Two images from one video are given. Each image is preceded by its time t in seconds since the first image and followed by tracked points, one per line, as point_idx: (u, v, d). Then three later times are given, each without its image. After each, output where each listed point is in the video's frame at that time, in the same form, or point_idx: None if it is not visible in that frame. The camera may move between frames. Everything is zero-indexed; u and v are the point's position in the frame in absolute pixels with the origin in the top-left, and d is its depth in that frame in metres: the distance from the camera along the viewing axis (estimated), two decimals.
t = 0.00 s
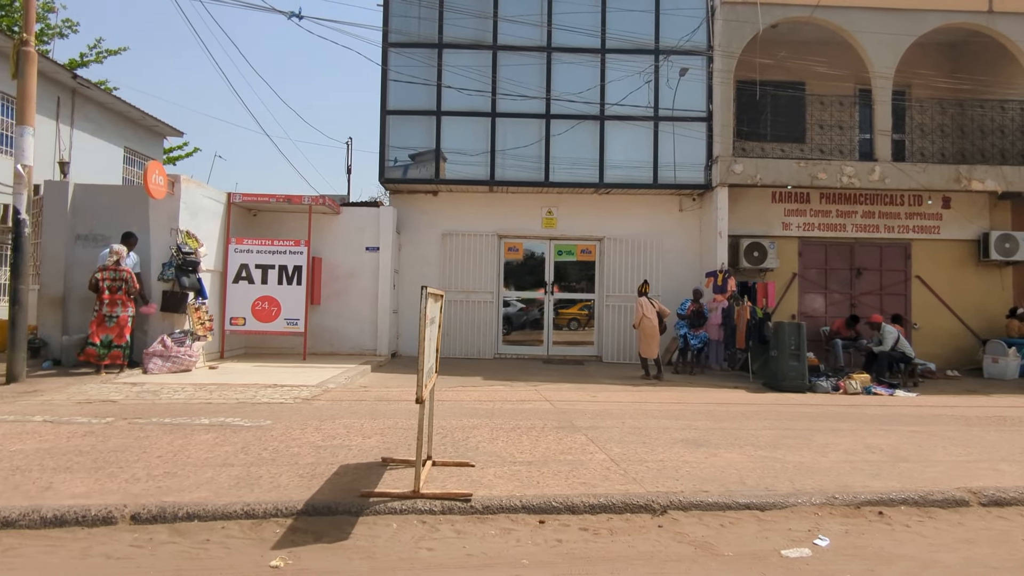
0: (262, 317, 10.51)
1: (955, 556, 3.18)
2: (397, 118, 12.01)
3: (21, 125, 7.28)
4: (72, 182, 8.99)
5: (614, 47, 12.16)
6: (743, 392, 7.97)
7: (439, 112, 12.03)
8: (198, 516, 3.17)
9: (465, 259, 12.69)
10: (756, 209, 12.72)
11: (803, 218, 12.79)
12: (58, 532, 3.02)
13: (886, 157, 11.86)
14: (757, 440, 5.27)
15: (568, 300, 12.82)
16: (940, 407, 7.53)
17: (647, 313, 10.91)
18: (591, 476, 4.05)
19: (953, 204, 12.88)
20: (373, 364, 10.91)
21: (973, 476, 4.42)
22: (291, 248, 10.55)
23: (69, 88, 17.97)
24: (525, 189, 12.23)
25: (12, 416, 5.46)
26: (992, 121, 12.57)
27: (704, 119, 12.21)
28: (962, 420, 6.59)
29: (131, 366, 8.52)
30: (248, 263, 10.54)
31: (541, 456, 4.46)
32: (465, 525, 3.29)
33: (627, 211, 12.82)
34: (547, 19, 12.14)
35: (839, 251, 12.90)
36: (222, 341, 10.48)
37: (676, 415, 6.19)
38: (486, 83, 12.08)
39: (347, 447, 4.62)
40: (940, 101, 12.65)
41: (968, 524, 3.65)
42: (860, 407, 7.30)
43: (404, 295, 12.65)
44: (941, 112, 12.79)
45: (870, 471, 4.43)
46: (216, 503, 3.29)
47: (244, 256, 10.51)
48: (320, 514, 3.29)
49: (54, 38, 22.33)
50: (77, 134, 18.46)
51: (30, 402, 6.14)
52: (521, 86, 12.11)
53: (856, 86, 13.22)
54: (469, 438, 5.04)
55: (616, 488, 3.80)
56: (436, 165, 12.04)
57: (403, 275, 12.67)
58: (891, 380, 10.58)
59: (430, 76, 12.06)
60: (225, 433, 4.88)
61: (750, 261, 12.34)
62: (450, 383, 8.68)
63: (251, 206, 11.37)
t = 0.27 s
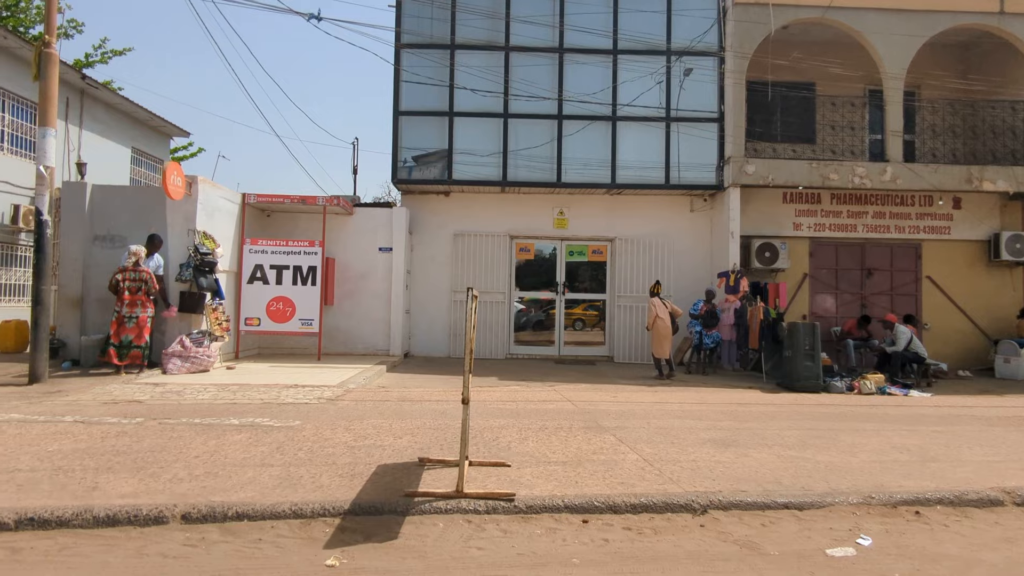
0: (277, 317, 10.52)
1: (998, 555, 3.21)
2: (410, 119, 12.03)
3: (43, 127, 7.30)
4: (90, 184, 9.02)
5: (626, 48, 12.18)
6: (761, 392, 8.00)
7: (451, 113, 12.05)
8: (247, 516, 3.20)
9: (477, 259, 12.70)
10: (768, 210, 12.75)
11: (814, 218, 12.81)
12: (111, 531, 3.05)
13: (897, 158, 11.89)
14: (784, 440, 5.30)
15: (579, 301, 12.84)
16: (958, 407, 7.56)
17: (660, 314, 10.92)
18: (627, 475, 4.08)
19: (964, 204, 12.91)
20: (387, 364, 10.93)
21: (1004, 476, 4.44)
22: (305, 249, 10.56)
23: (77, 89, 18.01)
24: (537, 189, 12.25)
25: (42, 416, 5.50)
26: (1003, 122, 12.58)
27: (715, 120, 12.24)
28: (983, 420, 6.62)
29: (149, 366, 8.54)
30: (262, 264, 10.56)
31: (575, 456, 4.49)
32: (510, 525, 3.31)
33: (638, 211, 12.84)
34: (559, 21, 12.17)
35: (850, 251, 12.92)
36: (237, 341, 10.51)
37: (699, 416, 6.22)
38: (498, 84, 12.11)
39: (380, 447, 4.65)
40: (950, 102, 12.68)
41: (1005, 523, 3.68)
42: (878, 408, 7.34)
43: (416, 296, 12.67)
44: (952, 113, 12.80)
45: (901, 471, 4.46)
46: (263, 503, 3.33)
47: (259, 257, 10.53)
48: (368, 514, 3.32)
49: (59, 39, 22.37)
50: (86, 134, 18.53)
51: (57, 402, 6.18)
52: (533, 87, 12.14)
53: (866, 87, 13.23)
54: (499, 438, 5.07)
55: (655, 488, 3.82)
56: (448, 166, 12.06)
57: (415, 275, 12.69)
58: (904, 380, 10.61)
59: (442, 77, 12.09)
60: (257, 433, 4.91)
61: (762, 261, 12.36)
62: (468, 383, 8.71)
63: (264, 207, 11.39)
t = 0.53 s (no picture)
0: (292, 318, 10.54)
1: None
2: (422, 120, 12.05)
3: (64, 128, 7.32)
4: (108, 185, 9.05)
5: (637, 49, 12.21)
6: (778, 393, 8.03)
7: (464, 113, 12.08)
8: (295, 515, 3.22)
9: (488, 260, 12.72)
10: (779, 210, 12.77)
11: (825, 219, 12.83)
12: (163, 530, 3.08)
13: (908, 159, 11.91)
14: (810, 440, 5.32)
15: (590, 301, 12.87)
16: (976, 407, 7.59)
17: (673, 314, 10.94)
18: (662, 475, 4.11)
19: (974, 205, 12.93)
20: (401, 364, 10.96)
21: None
22: (319, 249, 10.57)
23: (85, 90, 18.03)
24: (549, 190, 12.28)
25: (71, 416, 5.53)
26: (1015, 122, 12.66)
27: (727, 121, 12.27)
28: (1003, 420, 6.65)
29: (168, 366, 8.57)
30: (277, 265, 10.57)
31: (607, 456, 4.51)
32: (555, 524, 3.34)
33: (649, 212, 12.86)
34: (571, 22, 12.19)
35: (861, 252, 12.95)
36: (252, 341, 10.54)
37: (722, 416, 6.24)
38: (510, 85, 12.14)
39: (412, 447, 4.68)
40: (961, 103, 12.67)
41: None
42: (897, 408, 7.37)
43: (428, 296, 12.69)
44: (964, 113, 12.79)
45: (932, 471, 4.49)
46: (310, 502, 3.35)
47: (273, 257, 10.54)
48: (413, 513, 3.35)
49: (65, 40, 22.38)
50: (95, 135, 18.56)
51: (83, 402, 6.21)
52: (545, 88, 12.17)
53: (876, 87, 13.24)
54: (528, 438, 5.10)
55: (692, 487, 3.85)
56: (461, 167, 12.09)
57: (427, 276, 12.71)
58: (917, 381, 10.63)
59: (454, 78, 12.11)
60: (288, 433, 4.94)
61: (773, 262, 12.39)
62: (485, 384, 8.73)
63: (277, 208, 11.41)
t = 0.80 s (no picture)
0: (306, 318, 10.55)
1: None
2: (434, 120, 12.08)
3: (86, 129, 7.34)
4: (125, 186, 9.07)
5: (649, 50, 12.23)
6: (795, 394, 8.06)
7: (476, 114, 12.10)
8: (342, 515, 3.25)
9: (499, 260, 12.75)
10: (789, 210, 12.80)
11: (836, 219, 12.86)
12: (213, 530, 3.10)
13: (920, 159, 11.92)
14: (836, 439, 5.36)
15: (601, 302, 12.91)
16: (994, 407, 7.61)
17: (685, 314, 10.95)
18: (697, 475, 4.13)
19: (984, 205, 12.97)
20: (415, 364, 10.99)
21: None
22: (334, 249, 10.59)
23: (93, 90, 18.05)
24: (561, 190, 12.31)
25: (100, 416, 5.56)
26: None
27: (738, 121, 12.30)
28: None
29: (187, 367, 8.59)
30: (291, 265, 10.58)
31: (639, 456, 4.54)
32: (598, 523, 3.37)
33: (660, 213, 12.89)
34: (583, 23, 12.22)
35: (871, 252, 12.97)
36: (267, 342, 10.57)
37: (744, 415, 6.28)
38: (523, 86, 12.17)
39: (443, 447, 4.70)
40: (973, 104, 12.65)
41: None
42: (915, 408, 7.40)
43: (439, 296, 12.70)
44: (975, 114, 12.78)
45: (962, 470, 4.52)
46: (355, 502, 3.37)
47: (288, 258, 10.56)
48: (458, 512, 3.37)
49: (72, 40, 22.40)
50: (103, 135, 18.60)
51: (109, 402, 6.24)
52: (557, 88, 12.19)
53: (886, 88, 13.28)
54: (556, 438, 5.13)
55: (729, 487, 3.88)
56: (473, 168, 12.12)
57: (438, 276, 12.74)
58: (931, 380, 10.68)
59: (467, 79, 12.14)
60: (319, 433, 4.97)
61: (785, 262, 12.41)
62: (501, 383, 8.76)
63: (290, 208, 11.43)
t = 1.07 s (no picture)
0: (320, 318, 10.57)
1: None
2: (447, 121, 12.10)
3: (107, 130, 7.36)
4: (142, 187, 9.10)
5: (661, 51, 12.26)
6: (812, 394, 8.09)
7: (488, 115, 12.13)
8: (388, 514, 3.28)
9: (511, 260, 12.77)
10: (800, 211, 12.81)
11: (846, 219, 12.87)
12: (263, 529, 3.13)
13: (931, 160, 11.94)
14: (861, 439, 5.38)
15: (611, 302, 12.94)
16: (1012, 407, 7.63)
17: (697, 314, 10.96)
18: (731, 475, 4.16)
19: (995, 206, 12.99)
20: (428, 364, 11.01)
21: None
22: (348, 250, 10.61)
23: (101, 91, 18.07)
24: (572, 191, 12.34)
25: (129, 417, 5.58)
26: None
27: (749, 122, 12.32)
28: None
29: (205, 367, 8.62)
30: (305, 266, 10.59)
31: (670, 456, 4.57)
32: (640, 523, 3.40)
33: (671, 213, 12.91)
34: (594, 25, 12.25)
35: (881, 253, 12.99)
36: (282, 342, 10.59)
37: (767, 416, 6.31)
38: (535, 87, 12.20)
39: (475, 447, 4.72)
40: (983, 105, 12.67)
41: None
42: (933, 409, 7.43)
43: (451, 296, 12.72)
44: (986, 115, 12.80)
45: (992, 470, 4.54)
46: (399, 502, 3.40)
47: (302, 258, 10.58)
48: (501, 512, 3.40)
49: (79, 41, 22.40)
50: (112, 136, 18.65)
51: (134, 402, 6.27)
52: (568, 89, 12.22)
53: (895, 88, 13.25)
54: (584, 438, 5.16)
55: (765, 487, 3.90)
56: (485, 168, 12.15)
57: (450, 276, 12.76)
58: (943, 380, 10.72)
59: (479, 80, 12.17)
60: (350, 433, 5.00)
61: (796, 262, 12.44)
62: (518, 384, 8.79)
63: (303, 209, 11.44)
